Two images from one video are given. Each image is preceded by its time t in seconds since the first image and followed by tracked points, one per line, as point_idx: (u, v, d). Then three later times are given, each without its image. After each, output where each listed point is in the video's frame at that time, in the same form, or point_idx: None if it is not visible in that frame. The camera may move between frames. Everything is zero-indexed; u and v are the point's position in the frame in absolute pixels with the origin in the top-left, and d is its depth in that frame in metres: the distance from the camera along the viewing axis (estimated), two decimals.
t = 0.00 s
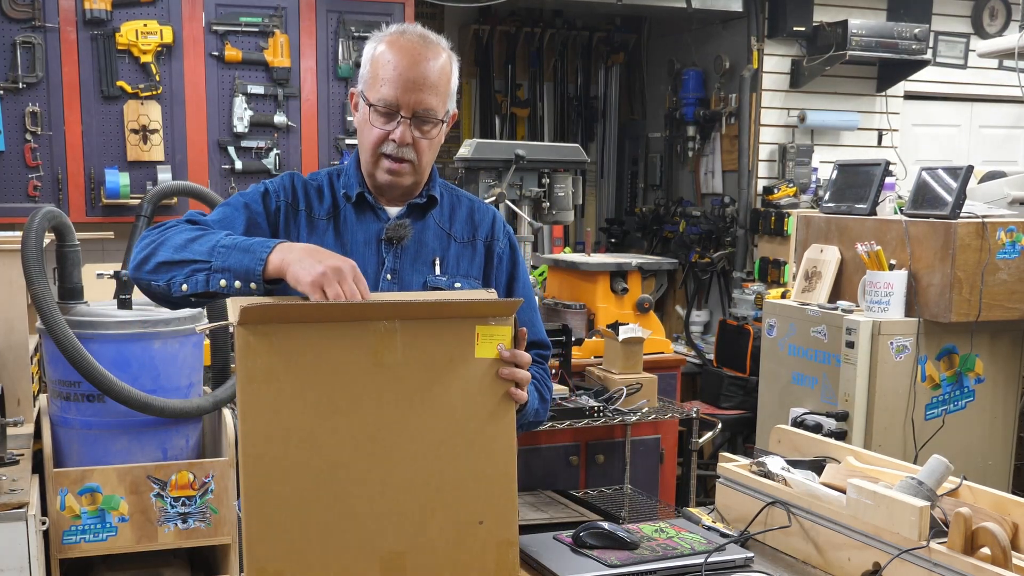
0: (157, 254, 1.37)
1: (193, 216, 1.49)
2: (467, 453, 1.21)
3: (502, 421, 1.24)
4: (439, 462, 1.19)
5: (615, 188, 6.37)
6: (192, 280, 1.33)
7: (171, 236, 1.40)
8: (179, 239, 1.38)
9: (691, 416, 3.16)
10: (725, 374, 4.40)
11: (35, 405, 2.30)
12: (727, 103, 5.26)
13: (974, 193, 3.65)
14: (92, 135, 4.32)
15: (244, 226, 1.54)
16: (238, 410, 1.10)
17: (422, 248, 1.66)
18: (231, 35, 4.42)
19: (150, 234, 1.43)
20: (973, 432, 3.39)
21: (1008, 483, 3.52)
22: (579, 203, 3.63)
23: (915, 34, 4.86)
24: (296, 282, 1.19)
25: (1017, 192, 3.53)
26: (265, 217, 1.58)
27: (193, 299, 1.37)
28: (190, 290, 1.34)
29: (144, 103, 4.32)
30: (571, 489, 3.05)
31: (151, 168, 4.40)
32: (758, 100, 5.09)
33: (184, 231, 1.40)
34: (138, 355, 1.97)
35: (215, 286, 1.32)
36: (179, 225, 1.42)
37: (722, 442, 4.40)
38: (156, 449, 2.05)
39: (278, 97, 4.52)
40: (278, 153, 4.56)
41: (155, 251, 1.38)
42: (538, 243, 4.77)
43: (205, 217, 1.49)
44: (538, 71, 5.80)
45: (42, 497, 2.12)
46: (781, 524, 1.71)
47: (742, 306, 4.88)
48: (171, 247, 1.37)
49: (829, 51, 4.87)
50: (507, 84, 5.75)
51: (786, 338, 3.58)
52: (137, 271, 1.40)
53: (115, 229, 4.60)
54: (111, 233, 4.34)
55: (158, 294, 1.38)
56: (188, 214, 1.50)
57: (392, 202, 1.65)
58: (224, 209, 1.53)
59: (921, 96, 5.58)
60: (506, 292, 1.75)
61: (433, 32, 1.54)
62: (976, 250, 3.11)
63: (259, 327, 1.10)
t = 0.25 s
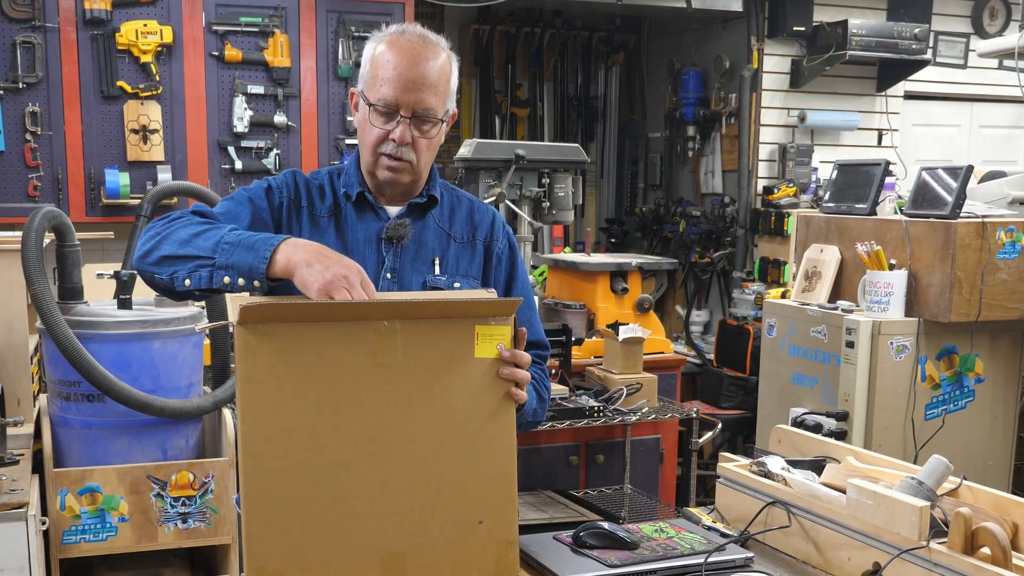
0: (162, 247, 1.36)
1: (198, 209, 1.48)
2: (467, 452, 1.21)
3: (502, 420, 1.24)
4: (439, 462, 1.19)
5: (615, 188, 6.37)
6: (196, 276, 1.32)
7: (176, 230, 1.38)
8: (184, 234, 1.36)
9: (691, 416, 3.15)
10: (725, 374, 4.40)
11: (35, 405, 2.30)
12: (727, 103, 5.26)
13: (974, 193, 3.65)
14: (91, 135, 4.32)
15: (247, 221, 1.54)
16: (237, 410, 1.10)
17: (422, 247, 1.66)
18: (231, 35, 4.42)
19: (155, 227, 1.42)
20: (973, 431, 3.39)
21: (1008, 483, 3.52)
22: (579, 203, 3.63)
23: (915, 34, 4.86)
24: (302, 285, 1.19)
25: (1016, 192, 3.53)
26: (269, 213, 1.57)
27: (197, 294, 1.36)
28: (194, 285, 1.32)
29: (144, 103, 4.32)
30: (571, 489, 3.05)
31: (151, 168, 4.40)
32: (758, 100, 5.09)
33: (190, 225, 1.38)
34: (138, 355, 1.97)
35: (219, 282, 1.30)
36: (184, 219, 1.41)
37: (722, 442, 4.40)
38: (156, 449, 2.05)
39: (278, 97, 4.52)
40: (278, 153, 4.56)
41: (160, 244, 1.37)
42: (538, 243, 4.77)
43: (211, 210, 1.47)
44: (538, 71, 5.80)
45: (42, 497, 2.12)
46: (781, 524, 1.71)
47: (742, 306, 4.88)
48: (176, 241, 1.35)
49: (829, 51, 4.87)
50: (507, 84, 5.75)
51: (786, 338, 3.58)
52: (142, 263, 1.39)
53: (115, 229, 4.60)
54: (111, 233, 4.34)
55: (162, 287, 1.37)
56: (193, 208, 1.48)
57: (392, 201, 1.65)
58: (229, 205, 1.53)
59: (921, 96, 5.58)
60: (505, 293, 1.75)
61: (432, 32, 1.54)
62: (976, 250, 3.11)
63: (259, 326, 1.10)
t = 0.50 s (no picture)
0: (174, 236, 1.34)
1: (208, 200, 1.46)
2: (467, 452, 1.21)
3: (502, 420, 1.24)
4: (438, 462, 1.19)
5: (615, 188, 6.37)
6: (209, 268, 1.29)
7: (188, 220, 1.36)
8: (198, 224, 1.34)
9: (691, 416, 3.15)
10: (725, 374, 4.40)
11: (35, 405, 2.30)
12: (727, 103, 5.25)
13: (974, 193, 3.65)
14: (91, 135, 4.32)
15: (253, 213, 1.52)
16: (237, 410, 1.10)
17: (422, 247, 1.66)
18: (231, 35, 4.42)
19: (164, 216, 1.39)
20: (973, 431, 3.39)
21: (1008, 483, 3.52)
22: (579, 203, 3.63)
23: (915, 34, 4.86)
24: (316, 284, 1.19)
25: (1017, 192, 3.53)
26: (273, 209, 1.56)
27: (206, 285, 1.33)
28: (206, 276, 1.30)
29: (144, 103, 4.32)
30: (571, 489, 3.05)
31: (151, 168, 4.40)
32: (758, 100, 5.09)
33: (203, 216, 1.36)
34: (138, 355, 1.97)
35: (232, 275, 1.28)
36: (196, 210, 1.39)
37: (722, 442, 4.41)
38: (156, 449, 2.05)
39: (278, 98, 4.52)
40: (278, 153, 4.56)
41: (172, 233, 1.34)
42: (538, 243, 4.77)
43: (220, 202, 1.46)
44: (538, 71, 5.80)
45: (42, 497, 2.12)
46: (781, 524, 1.71)
47: (742, 306, 4.88)
48: (189, 232, 1.33)
49: (829, 51, 4.87)
50: (507, 84, 5.74)
51: (786, 338, 3.58)
52: (151, 250, 1.36)
53: (115, 229, 4.60)
54: (110, 233, 4.34)
55: (170, 277, 1.34)
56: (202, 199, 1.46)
57: (393, 201, 1.65)
58: (236, 199, 1.51)
59: (921, 96, 5.58)
60: (503, 292, 1.74)
61: (434, 33, 1.54)
62: (976, 250, 3.11)
63: (259, 326, 1.10)
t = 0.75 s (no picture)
0: (184, 228, 1.33)
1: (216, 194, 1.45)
2: (467, 452, 1.21)
3: (502, 419, 1.24)
4: (437, 462, 1.19)
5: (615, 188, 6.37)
6: (221, 260, 1.29)
7: (198, 212, 1.35)
8: (208, 217, 1.33)
9: (691, 416, 3.15)
10: (725, 374, 4.40)
11: (35, 405, 2.30)
12: (727, 103, 5.25)
13: (974, 193, 3.64)
14: (92, 135, 4.32)
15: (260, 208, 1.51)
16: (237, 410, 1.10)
17: (422, 247, 1.66)
18: (231, 35, 4.42)
19: (172, 208, 1.38)
20: (973, 431, 3.39)
21: (1008, 483, 3.52)
22: (579, 202, 3.63)
23: (915, 34, 4.85)
24: (332, 277, 1.19)
25: (1017, 192, 3.53)
26: (278, 207, 1.56)
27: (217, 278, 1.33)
28: (217, 269, 1.29)
29: (144, 103, 4.32)
30: (571, 489, 3.05)
31: (151, 168, 4.40)
32: (758, 100, 5.09)
33: (213, 209, 1.35)
34: (138, 355, 1.97)
35: (244, 267, 1.28)
36: (205, 204, 1.38)
37: (722, 442, 4.41)
38: (156, 449, 2.05)
39: (278, 97, 4.52)
40: (278, 153, 4.56)
41: (182, 224, 1.33)
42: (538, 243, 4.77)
43: (228, 196, 1.45)
44: (538, 71, 5.80)
45: (42, 497, 2.12)
46: (781, 524, 1.71)
47: (742, 306, 4.88)
48: (199, 224, 1.33)
49: (829, 51, 4.87)
50: (507, 84, 5.74)
51: (786, 338, 3.58)
52: (160, 242, 1.35)
53: (115, 229, 4.60)
54: (111, 233, 4.34)
55: (180, 268, 1.33)
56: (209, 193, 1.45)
57: (393, 200, 1.65)
58: (243, 195, 1.50)
59: (921, 96, 5.58)
60: (501, 292, 1.74)
61: (435, 33, 1.54)
62: (976, 250, 3.11)
63: (259, 326, 1.10)
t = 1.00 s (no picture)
0: (188, 226, 1.33)
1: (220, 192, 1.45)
2: (466, 452, 1.21)
3: (502, 419, 1.24)
4: (437, 461, 1.19)
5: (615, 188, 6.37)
6: (222, 260, 1.29)
7: (202, 211, 1.35)
8: (212, 216, 1.33)
9: (691, 416, 3.15)
10: (724, 374, 4.40)
11: (35, 405, 2.30)
12: (727, 103, 5.25)
13: (974, 193, 3.65)
14: (92, 135, 4.32)
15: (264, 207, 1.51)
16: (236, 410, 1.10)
17: (424, 247, 1.65)
18: (231, 35, 4.42)
19: (176, 205, 1.38)
20: (973, 432, 3.39)
21: (1008, 483, 3.52)
22: (579, 202, 3.63)
23: (915, 34, 4.85)
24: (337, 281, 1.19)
25: (1017, 192, 3.53)
26: (282, 205, 1.55)
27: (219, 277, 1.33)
28: (218, 269, 1.29)
29: (144, 103, 4.32)
30: (571, 489, 3.05)
31: (151, 168, 4.40)
32: (758, 100, 5.09)
33: (217, 207, 1.35)
34: (138, 355, 1.97)
35: (245, 269, 1.28)
36: (210, 201, 1.38)
37: (722, 441, 4.41)
38: (156, 449, 2.05)
39: (278, 97, 4.52)
40: (278, 153, 4.56)
41: (186, 223, 1.34)
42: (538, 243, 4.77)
43: (234, 193, 1.45)
44: (538, 71, 5.80)
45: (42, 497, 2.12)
46: (781, 524, 1.71)
47: (742, 306, 4.88)
48: (203, 222, 1.33)
49: (830, 51, 4.87)
50: (507, 84, 5.74)
51: (786, 338, 3.58)
52: (164, 239, 1.35)
53: (115, 229, 4.60)
54: (111, 233, 4.34)
55: (183, 266, 1.34)
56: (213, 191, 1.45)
57: (395, 200, 1.65)
58: (247, 192, 1.50)
59: (921, 96, 5.58)
60: (502, 293, 1.74)
61: (439, 34, 1.54)
62: (976, 250, 3.11)
63: (258, 326, 1.10)
